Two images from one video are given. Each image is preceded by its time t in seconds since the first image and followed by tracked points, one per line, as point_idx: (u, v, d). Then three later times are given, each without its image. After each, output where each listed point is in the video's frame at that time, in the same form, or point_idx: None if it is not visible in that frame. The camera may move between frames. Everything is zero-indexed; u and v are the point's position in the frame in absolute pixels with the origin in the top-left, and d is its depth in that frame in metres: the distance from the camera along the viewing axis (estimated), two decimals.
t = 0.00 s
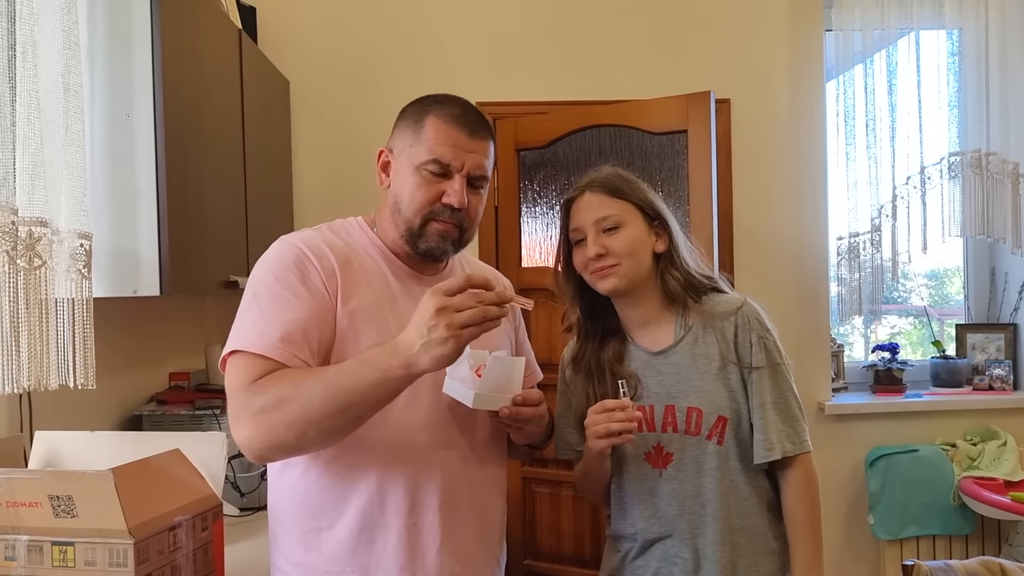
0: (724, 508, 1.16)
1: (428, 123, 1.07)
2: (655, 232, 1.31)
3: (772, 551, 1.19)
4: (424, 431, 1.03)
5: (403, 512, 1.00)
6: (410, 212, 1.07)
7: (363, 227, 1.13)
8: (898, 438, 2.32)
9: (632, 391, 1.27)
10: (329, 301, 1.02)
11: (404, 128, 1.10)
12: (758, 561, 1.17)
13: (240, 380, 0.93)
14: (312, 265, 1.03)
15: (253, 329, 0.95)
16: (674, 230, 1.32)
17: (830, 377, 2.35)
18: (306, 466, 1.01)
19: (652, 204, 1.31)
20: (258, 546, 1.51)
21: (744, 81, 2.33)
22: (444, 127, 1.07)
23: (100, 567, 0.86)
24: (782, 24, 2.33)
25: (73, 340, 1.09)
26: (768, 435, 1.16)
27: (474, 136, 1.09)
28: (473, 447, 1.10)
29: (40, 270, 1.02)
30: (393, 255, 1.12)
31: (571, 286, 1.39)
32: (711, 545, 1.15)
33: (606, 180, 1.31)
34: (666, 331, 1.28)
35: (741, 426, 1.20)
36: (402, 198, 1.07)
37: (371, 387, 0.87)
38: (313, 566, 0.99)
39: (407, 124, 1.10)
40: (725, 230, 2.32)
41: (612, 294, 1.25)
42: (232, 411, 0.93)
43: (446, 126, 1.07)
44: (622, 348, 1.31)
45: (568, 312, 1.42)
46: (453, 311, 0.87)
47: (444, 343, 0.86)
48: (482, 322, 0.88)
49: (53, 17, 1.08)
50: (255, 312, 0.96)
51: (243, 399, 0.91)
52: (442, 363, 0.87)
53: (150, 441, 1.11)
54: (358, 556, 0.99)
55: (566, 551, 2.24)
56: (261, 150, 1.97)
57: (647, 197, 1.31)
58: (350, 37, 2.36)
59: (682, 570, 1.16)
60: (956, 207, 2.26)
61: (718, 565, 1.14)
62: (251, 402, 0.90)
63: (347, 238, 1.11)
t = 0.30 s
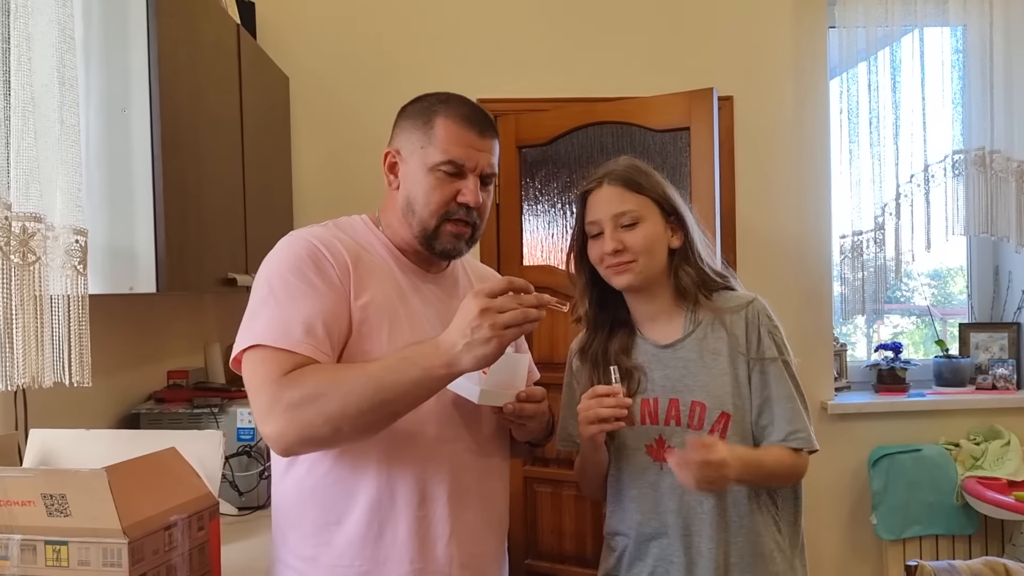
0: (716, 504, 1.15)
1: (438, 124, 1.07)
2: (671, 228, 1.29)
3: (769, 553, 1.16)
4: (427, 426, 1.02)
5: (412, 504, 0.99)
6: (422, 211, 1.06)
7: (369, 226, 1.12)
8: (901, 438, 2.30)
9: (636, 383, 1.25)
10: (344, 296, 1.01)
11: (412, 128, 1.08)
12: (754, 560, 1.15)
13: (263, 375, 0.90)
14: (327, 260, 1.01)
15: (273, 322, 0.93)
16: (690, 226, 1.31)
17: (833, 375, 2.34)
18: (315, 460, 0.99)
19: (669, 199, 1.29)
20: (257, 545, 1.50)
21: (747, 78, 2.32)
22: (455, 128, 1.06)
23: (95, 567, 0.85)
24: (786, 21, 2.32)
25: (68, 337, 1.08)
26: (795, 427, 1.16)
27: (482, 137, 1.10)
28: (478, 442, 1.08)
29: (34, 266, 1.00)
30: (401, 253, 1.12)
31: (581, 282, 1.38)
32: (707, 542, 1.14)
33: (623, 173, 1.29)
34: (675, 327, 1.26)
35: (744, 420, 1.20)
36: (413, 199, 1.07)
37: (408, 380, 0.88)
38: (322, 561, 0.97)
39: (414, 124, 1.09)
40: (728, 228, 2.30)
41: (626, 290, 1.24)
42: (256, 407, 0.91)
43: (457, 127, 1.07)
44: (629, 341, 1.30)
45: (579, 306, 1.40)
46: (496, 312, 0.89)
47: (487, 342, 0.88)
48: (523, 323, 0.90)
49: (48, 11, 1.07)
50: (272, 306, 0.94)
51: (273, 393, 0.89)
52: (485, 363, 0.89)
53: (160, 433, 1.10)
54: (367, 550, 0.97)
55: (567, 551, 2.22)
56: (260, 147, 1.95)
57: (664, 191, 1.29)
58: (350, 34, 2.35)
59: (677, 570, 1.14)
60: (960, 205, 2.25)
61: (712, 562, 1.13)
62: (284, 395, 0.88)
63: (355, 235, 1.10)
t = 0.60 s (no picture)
0: (714, 492, 1.15)
1: (439, 123, 1.07)
2: (682, 220, 1.30)
3: (756, 543, 1.14)
4: (431, 418, 1.03)
5: (421, 492, 0.99)
6: (426, 207, 1.06)
7: (374, 222, 1.12)
8: (899, 433, 2.30)
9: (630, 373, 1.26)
10: (353, 291, 1.01)
11: (413, 127, 1.09)
12: (746, 549, 1.14)
13: (277, 367, 0.90)
14: (336, 254, 1.01)
15: (284, 315, 0.93)
16: (701, 218, 1.31)
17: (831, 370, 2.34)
18: (325, 451, 0.99)
19: (681, 189, 1.29)
20: (258, 539, 1.51)
21: (747, 74, 2.32)
22: (456, 126, 1.07)
23: (94, 562, 0.85)
24: (785, 16, 2.31)
25: (67, 331, 1.08)
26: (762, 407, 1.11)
27: (482, 134, 1.10)
28: (482, 432, 1.09)
29: (33, 261, 1.00)
30: (406, 248, 1.12)
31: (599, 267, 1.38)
32: (703, 529, 1.14)
33: (635, 163, 1.29)
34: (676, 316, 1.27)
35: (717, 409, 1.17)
36: (416, 196, 1.07)
37: (424, 372, 0.89)
38: (333, 550, 0.98)
39: (416, 121, 1.09)
40: (727, 223, 2.30)
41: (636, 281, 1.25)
42: (271, 399, 0.91)
43: (457, 125, 1.07)
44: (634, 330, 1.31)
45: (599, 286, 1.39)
46: (510, 307, 0.90)
47: (500, 337, 0.89)
48: (534, 318, 0.92)
49: (46, 5, 1.07)
50: (284, 299, 0.94)
51: (289, 385, 0.89)
52: (497, 357, 0.90)
53: (144, 434, 1.08)
54: (377, 538, 0.97)
55: (566, 546, 2.22)
56: (259, 142, 1.95)
57: (676, 181, 1.30)
58: (349, 29, 2.35)
59: (672, 560, 1.14)
60: (958, 201, 2.25)
61: (707, 549, 1.13)
62: (299, 387, 0.88)
63: (359, 231, 1.10)
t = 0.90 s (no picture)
0: (708, 486, 1.15)
1: (441, 121, 1.07)
2: (681, 220, 1.30)
3: (749, 540, 1.14)
4: (435, 413, 1.03)
5: (426, 486, 0.99)
6: (429, 205, 1.07)
7: (377, 220, 1.12)
8: (898, 428, 2.31)
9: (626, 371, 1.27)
10: (359, 287, 1.01)
11: (416, 125, 1.09)
12: (738, 546, 1.14)
13: (285, 364, 0.91)
14: (342, 250, 1.02)
15: (292, 311, 0.93)
16: (700, 217, 1.31)
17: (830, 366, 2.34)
18: (332, 445, 0.99)
19: (681, 189, 1.29)
20: (259, 535, 1.51)
21: (746, 70, 2.31)
22: (458, 124, 1.07)
23: (95, 559, 0.85)
24: (784, 12, 2.31)
25: (67, 330, 1.08)
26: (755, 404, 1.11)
27: (484, 132, 1.10)
28: (486, 426, 1.10)
29: (33, 260, 1.01)
30: (410, 246, 1.13)
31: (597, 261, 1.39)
32: (697, 524, 1.14)
33: (635, 162, 1.29)
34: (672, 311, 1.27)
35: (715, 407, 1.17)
36: (419, 193, 1.08)
37: (431, 367, 0.90)
38: (339, 544, 0.98)
39: (418, 120, 1.09)
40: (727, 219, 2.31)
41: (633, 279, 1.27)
42: (280, 395, 0.91)
43: (460, 123, 1.07)
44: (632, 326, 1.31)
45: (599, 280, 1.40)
46: (516, 303, 0.91)
47: (507, 332, 0.90)
48: (541, 313, 0.92)
49: (45, 4, 1.07)
50: (291, 296, 0.94)
51: (298, 380, 0.89)
52: (505, 352, 0.91)
53: (145, 429, 1.09)
54: (384, 532, 0.98)
55: (565, 541, 2.23)
56: (258, 140, 1.94)
57: (676, 181, 1.30)
58: (348, 26, 2.34)
59: (667, 555, 1.14)
60: (957, 196, 2.25)
61: (700, 545, 1.13)
62: (309, 382, 0.89)
63: (364, 228, 1.10)
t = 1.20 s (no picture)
0: (709, 483, 1.16)
1: (439, 122, 1.07)
2: (678, 222, 1.30)
3: (750, 535, 1.15)
4: (435, 412, 1.03)
5: (426, 485, 0.99)
6: (427, 206, 1.07)
7: (376, 220, 1.12)
8: (896, 425, 2.31)
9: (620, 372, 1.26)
10: (359, 286, 1.01)
11: (414, 126, 1.09)
12: (740, 542, 1.15)
13: (287, 363, 0.91)
14: (342, 249, 1.02)
15: (293, 310, 0.93)
16: (697, 220, 1.32)
17: (828, 363, 2.34)
18: (332, 444, 0.99)
19: (679, 192, 1.30)
20: (259, 535, 1.52)
21: (743, 68, 2.31)
22: (456, 125, 1.07)
23: (94, 560, 0.85)
24: (781, 10, 2.31)
25: (65, 331, 1.08)
26: (755, 399, 1.12)
27: (482, 132, 1.10)
28: (485, 424, 1.10)
29: (31, 261, 1.00)
30: (409, 246, 1.13)
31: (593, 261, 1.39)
32: (698, 521, 1.14)
33: (632, 164, 1.29)
34: (666, 312, 1.27)
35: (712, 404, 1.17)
36: (417, 194, 1.08)
37: (435, 365, 0.90)
38: (339, 543, 0.98)
39: (417, 120, 1.09)
40: (724, 218, 2.31)
41: (631, 279, 1.26)
42: (282, 394, 0.91)
43: (458, 124, 1.07)
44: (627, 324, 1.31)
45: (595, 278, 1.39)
46: (518, 299, 0.91)
47: (510, 328, 0.90)
48: (544, 310, 0.92)
49: (41, 4, 1.07)
50: (291, 295, 0.94)
51: (300, 379, 0.89)
52: (507, 349, 0.91)
53: (145, 430, 1.09)
54: (384, 532, 0.98)
55: (565, 540, 2.23)
56: (255, 140, 1.94)
57: (674, 183, 1.30)
58: (345, 25, 2.34)
59: (668, 553, 1.14)
60: (955, 194, 2.25)
61: (702, 541, 1.13)
62: (313, 380, 0.89)
63: (363, 228, 1.10)
